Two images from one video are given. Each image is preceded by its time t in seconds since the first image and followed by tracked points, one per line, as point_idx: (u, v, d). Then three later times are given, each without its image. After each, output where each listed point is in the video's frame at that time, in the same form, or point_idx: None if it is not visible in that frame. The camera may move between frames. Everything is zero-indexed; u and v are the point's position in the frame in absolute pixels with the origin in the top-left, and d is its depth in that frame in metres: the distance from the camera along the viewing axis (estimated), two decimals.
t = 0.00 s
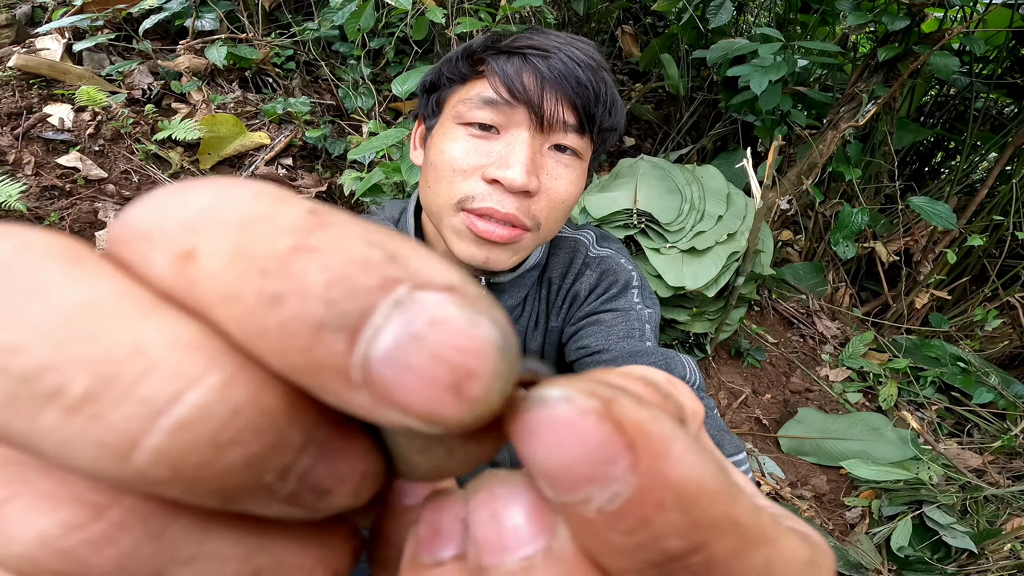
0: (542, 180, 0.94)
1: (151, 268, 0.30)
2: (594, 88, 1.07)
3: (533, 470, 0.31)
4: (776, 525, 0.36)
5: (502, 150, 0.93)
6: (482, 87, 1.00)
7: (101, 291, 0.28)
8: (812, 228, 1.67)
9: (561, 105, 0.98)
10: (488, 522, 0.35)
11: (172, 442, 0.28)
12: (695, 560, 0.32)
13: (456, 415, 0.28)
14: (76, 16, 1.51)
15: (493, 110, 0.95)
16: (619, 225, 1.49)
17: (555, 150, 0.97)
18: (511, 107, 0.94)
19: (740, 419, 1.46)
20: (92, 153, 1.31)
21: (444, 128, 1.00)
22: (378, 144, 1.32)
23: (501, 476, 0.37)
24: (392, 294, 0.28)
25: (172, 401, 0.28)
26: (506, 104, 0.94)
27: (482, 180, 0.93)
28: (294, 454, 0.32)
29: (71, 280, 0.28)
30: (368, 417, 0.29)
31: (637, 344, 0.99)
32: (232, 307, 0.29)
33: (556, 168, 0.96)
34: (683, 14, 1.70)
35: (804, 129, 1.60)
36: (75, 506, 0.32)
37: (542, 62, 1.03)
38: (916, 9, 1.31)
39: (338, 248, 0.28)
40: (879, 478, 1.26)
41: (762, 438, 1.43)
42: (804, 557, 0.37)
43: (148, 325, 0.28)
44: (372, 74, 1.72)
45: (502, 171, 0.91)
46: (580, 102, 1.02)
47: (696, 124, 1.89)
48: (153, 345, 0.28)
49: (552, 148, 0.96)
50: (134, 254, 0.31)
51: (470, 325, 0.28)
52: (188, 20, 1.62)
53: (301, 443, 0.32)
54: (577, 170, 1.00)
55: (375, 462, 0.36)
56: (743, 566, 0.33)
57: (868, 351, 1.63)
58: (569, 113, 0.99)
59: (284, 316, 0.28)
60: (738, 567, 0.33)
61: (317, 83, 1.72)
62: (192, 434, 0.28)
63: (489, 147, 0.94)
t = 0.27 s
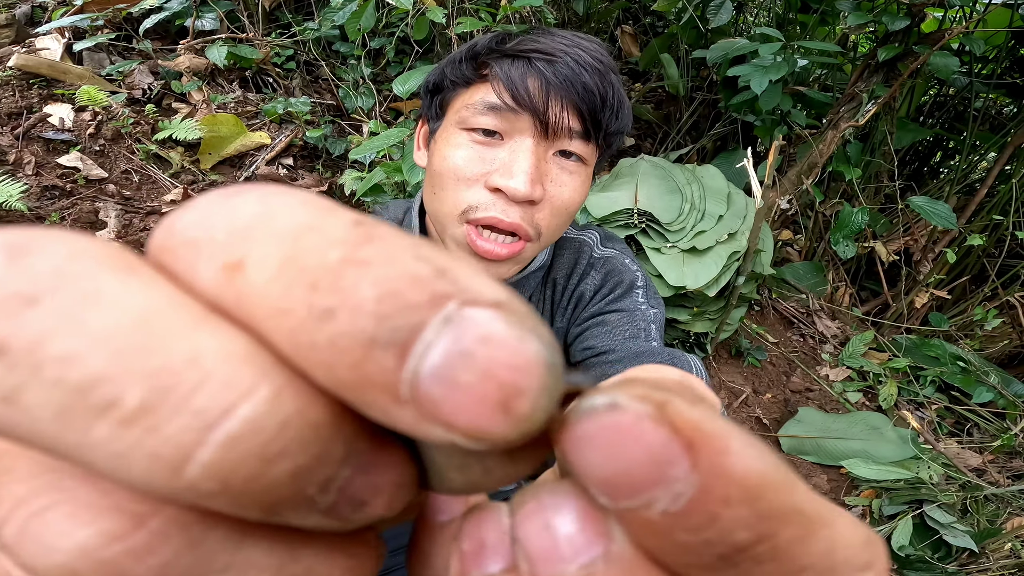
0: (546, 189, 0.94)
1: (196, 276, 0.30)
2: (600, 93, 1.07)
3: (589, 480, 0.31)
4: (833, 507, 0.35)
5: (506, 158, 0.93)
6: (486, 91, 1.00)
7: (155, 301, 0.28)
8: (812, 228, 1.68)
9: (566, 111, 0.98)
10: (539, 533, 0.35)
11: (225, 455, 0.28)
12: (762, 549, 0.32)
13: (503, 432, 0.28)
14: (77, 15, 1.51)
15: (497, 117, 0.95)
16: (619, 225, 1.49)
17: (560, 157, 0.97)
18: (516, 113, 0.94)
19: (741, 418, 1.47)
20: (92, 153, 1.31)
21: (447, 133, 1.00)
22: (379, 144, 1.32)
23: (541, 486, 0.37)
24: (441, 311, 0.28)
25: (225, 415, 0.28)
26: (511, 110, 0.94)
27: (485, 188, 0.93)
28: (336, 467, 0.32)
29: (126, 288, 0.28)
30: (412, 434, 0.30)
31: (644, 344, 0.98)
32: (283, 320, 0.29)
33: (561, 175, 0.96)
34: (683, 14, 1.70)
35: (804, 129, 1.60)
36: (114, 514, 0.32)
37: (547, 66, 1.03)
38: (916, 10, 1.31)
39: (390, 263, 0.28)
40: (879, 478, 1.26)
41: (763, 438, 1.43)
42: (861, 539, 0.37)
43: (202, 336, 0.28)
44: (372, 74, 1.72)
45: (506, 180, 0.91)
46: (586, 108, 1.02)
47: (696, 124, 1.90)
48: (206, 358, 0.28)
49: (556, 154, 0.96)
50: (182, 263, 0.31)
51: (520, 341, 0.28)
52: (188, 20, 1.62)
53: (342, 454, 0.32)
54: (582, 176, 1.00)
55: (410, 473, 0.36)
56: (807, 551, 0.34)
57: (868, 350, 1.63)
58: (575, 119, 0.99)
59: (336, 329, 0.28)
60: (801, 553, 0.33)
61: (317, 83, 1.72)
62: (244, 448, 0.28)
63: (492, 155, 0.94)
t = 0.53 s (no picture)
0: (542, 183, 0.94)
1: (115, 313, 0.31)
2: (593, 89, 1.07)
3: (547, 509, 0.31)
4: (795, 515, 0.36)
5: (501, 152, 0.93)
6: (479, 88, 1.00)
7: (61, 342, 0.29)
8: (810, 228, 1.68)
9: (560, 106, 0.97)
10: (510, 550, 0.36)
11: (130, 496, 0.29)
12: (729, 563, 0.32)
13: (428, 478, 0.28)
14: (74, 16, 1.51)
15: (491, 112, 0.95)
16: (618, 225, 1.49)
17: (555, 152, 0.97)
18: (509, 108, 0.94)
19: (740, 418, 1.47)
20: (90, 153, 1.31)
21: (441, 131, 1.00)
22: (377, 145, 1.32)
23: (516, 501, 0.37)
24: (360, 352, 0.28)
25: (128, 459, 0.29)
26: (504, 105, 0.94)
27: (480, 182, 0.93)
28: (265, 506, 0.33)
29: (32, 330, 0.29)
30: (343, 477, 0.30)
31: (641, 347, 0.99)
32: (197, 363, 0.30)
33: (556, 170, 0.96)
34: (682, 14, 1.70)
35: (802, 129, 1.60)
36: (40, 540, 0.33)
37: (540, 62, 1.03)
38: (915, 10, 1.31)
39: (307, 306, 0.28)
40: (877, 478, 1.25)
41: (762, 438, 1.44)
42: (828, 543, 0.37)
43: (110, 380, 0.29)
44: (371, 74, 1.71)
45: (501, 174, 0.91)
46: (580, 102, 1.02)
47: (695, 124, 1.90)
48: (107, 402, 0.29)
49: (552, 149, 0.96)
50: (104, 297, 0.32)
51: (449, 382, 0.28)
52: (186, 21, 1.62)
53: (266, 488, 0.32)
54: (578, 172, 1.00)
55: (357, 507, 0.36)
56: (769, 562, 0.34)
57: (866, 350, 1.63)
58: (569, 114, 0.98)
59: (243, 374, 0.29)
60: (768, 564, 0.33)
61: (316, 83, 1.72)
62: (148, 489, 0.29)
63: (487, 149, 0.94)
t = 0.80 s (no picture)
0: (539, 181, 0.94)
1: (110, 319, 0.32)
2: (590, 87, 1.07)
3: (531, 524, 0.30)
4: (772, 527, 0.36)
5: (498, 151, 0.93)
6: (476, 88, 1.00)
7: (54, 345, 0.30)
8: (809, 227, 1.68)
9: (555, 104, 0.98)
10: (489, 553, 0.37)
11: (123, 497, 0.29)
12: None
13: (412, 482, 0.29)
14: (73, 16, 1.51)
15: (488, 111, 0.95)
16: (616, 225, 1.49)
17: (552, 150, 0.97)
18: (506, 106, 0.94)
19: (739, 417, 1.47)
20: (89, 153, 1.31)
21: (438, 130, 1.00)
22: (376, 146, 1.32)
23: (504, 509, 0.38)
24: (348, 357, 0.28)
25: (119, 461, 0.29)
26: (501, 104, 0.94)
27: (477, 181, 0.93)
28: (257, 507, 0.33)
29: (26, 334, 0.30)
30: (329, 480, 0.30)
31: (640, 348, 0.98)
32: (186, 364, 0.30)
33: (553, 169, 0.96)
34: (681, 13, 1.70)
35: (801, 129, 1.60)
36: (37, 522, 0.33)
37: (536, 60, 1.03)
38: (914, 9, 1.30)
39: (296, 310, 0.29)
40: (876, 477, 1.26)
41: (761, 437, 1.44)
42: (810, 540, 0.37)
43: (101, 382, 0.29)
44: (371, 74, 1.71)
45: (498, 173, 0.91)
46: (576, 101, 1.02)
47: (694, 123, 1.90)
48: (97, 406, 0.29)
49: (549, 147, 0.96)
50: (98, 304, 0.32)
51: (436, 389, 0.28)
52: (185, 21, 1.62)
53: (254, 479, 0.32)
54: (575, 170, 1.00)
55: (349, 509, 0.36)
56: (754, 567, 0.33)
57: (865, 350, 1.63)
58: (565, 112, 0.98)
59: (233, 376, 0.29)
60: None
61: (315, 82, 1.72)
62: (140, 491, 0.30)
63: (484, 148, 0.94)
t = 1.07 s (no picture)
0: (541, 179, 0.94)
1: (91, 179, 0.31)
2: (601, 92, 1.07)
3: (722, 449, 0.30)
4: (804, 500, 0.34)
5: (505, 146, 0.93)
6: (490, 81, 1.00)
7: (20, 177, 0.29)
8: (808, 227, 1.68)
9: (567, 105, 0.99)
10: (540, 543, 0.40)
11: (65, 288, 0.26)
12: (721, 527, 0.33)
13: (347, 247, 0.27)
14: (72, 15, 1.51)
15: (499, 105, 0.95)
16: (615, 224, 1.49)
17: (558, 150, 0.98)
18: (518, 103, 0.95)
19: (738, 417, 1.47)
20: (88, 152, 1.31)
21: (446, 120, 1.00)
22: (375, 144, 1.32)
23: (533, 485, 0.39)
24: (286, 140, 0.27)
25: (67, 255, 0.27)
26: (513, 100, 0.95)
27: (482, 173, 0.93)
28: (197, 321, 0.30)
29: None
30: (263, 271, 0.28)
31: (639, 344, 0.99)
32: (147, 191, 0.29)
33: (556, 168, 0.97)
34: (680, 13, 1.70)
35: (800, 128, 1.60)
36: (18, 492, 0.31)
37: (552, 60, 1.02)
38: (912, 8, 1.31)
39: (248, 124, 0.28)
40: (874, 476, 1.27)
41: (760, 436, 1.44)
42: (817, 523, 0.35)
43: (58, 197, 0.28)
44: (370, 74, 1.71)
45: (503, 166, 0.91)
46: (587, 105, 1.02)
47: (693, 123, 1.90)
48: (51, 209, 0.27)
49: (555, 146, 0.97)
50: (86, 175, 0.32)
51: (366, 162, 0.27)
52: (184, 21, 1.62)
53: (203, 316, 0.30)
54: (578, 171, 1.00)
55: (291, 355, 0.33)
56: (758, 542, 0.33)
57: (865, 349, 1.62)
58: (576, 115, 1.00)
59: (186, 181, 0.28)
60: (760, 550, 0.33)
61: (314, 83, 1.72)
62: (83, 285, 0.27)
63: (491, 142, 0.94)
